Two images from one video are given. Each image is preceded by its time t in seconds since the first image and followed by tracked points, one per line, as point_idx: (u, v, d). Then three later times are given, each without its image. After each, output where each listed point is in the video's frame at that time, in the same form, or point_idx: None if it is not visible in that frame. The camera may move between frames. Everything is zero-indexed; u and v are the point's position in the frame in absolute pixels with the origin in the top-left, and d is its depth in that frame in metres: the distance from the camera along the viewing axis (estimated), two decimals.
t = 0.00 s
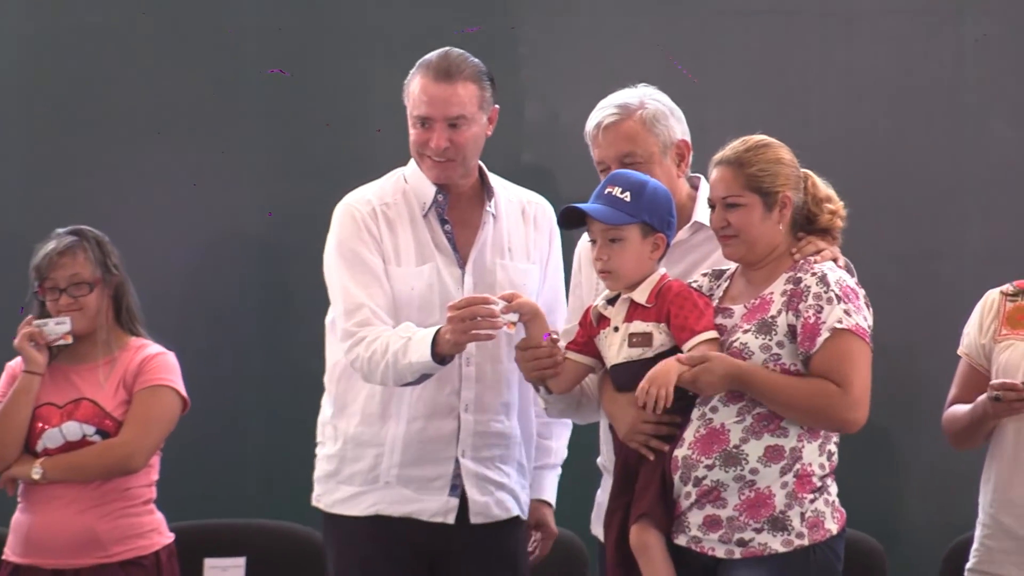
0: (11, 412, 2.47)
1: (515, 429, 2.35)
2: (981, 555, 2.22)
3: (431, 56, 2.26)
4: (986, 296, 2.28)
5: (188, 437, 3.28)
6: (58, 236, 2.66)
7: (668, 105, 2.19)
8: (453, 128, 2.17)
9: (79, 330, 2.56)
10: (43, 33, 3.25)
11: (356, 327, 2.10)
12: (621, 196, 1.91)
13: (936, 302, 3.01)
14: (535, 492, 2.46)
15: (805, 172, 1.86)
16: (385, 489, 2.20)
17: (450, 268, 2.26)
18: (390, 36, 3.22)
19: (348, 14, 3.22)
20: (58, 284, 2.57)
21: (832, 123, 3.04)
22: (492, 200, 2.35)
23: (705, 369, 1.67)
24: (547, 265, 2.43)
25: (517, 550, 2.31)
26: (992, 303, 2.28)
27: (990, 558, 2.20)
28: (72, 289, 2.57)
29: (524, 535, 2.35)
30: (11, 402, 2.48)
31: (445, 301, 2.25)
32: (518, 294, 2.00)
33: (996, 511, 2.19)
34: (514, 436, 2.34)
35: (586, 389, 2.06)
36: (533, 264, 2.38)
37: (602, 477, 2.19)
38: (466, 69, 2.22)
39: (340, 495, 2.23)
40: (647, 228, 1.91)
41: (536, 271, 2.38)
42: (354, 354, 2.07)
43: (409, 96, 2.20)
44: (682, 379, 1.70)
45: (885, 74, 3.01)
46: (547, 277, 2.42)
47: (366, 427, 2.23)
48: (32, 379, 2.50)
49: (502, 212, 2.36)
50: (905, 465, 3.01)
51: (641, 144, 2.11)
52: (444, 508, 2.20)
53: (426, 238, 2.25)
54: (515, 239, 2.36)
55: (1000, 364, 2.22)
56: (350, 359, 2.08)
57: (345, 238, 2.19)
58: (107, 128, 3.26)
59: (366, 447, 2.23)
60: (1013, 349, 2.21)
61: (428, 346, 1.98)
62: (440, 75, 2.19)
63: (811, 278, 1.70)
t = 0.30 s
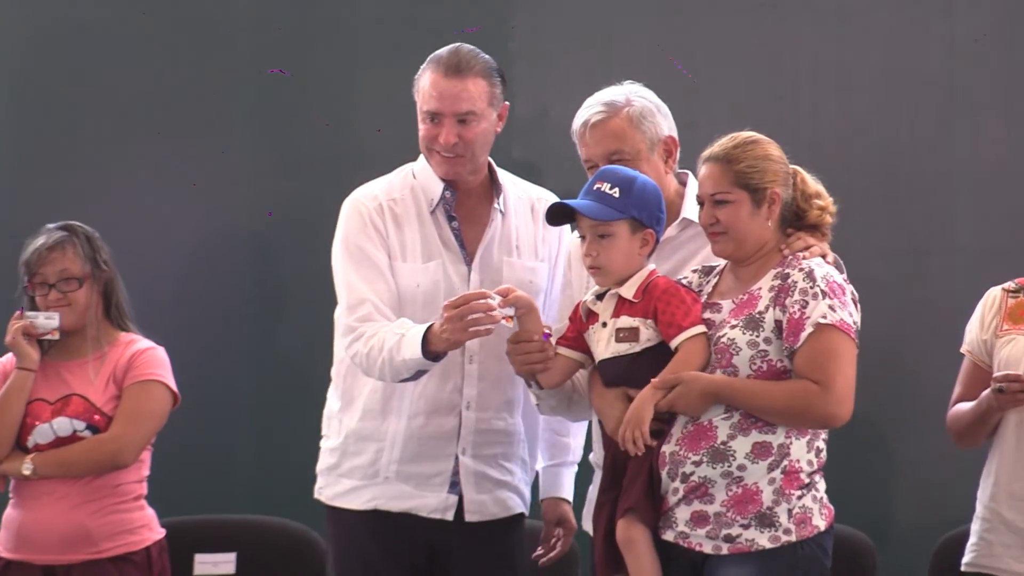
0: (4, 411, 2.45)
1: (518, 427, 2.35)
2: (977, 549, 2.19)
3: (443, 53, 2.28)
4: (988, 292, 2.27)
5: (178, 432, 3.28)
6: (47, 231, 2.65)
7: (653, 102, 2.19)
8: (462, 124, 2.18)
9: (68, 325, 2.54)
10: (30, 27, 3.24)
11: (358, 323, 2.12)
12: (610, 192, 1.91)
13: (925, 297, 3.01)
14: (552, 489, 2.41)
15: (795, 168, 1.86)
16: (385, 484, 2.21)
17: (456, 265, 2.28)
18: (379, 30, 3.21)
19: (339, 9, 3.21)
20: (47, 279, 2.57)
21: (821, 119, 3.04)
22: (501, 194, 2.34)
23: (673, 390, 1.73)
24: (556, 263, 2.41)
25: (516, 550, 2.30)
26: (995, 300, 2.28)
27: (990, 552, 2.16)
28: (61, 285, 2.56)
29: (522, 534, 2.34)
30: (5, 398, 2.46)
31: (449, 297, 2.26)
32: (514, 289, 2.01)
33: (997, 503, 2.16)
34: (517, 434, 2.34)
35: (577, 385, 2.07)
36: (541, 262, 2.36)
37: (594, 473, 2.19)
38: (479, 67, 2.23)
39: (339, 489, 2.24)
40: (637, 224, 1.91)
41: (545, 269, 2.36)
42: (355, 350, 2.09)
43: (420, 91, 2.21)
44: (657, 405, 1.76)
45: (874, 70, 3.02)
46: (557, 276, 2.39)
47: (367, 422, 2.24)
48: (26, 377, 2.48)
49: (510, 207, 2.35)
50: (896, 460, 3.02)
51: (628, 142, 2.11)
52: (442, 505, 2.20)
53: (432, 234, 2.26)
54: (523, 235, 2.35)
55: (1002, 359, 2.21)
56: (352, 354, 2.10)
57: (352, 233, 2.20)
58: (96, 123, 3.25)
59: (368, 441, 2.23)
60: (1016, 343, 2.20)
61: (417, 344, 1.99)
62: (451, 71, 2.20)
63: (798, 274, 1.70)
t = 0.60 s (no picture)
0: None
1: (513, 421, 2.35)
2: (977, 541, 2.18)
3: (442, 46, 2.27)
4: (977, 287, 2.27)
5: (164, 422, 3.26)
6: (33, 221, 2.63)
7: (643, 93, 2.18)
8: (458, 118, 2.17)
9: (53, 316, 2.53)
10: (14, 16, 3.22)
11: (350, 315, 2.11)
12: (598, 181, 1.90)
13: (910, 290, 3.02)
14: (540, 484, 2.41)
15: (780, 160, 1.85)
16: (376, 476, 2.20)
17: (450, 258, 2.26)
18: (365, 20, 3.19)
19: None
20: (33, 270, 2.55)
21: (808, 111, 3.03)
22: (496, 188, 2.34)
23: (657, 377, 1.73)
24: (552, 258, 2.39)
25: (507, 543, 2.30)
26: (984, 295, 2.28)
27: (991, 545, 2.15)
28: (47, 275, 2.55)
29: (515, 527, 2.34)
30: None
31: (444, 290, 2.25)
32: (499, 280, 1.99)
33: (991, 496, 2.16)
34: (512, 428, 2.34)
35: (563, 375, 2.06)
36: (537, 257, 2.35)
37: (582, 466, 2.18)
38: (476, 60, 2.22)
39: (330, 479, 2.24)
40: (624, 214, 1.90)
41: (541, 263, 2.35)
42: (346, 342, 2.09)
43: (417, 84, 2.20)
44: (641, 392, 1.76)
45: (863, 63, 3.01)
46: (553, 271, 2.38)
47: (360, 413, 2.23)
48: (15, 366, 2.47)
49: (506, 201, 2.35)
50: (881, 453, 3.02)
51: (617, 133, 2.10)
52: (433, 498, 2.20)
53: (428, 226, 2.25)
54: (518, 230, 2.34)
55: (992, 351, 2.21)
56: (343, 347, 2.09)
57: (347, 225, 2.20)
58: (81, 112, 3.23)
59: (360, 433, 2.23)
60: (1006, 336, 2.20)
61: (407, 339, 1.98)
62: (448, 64, 2.19)
63: (783, 266, 1.70)
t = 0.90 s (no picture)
0: None
1: (492, 416, 2.33)
2: (951, 536, 2.19)
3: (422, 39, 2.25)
4: (953, 281, 2.29)
5: (140, 417, 3.23)
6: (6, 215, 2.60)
7: (620, 87, 2.17)
8: (437, 111, 2.15)
9: (25, 311, 2.50)
10: None
11: (327, 311, 2.10)
12: (569, 175, 1.89)
13: (885, 285, 3.02)
14: (521, 481, 2.38)
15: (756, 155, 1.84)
16: (355, 471, 2.19)
17: (429, 253, 2.25)
18: (344, 12, 3.17)
19: None
20: (6, 264, 2.51)
21: (784, 106, 3.03)
22: (478, 181, 2.32)
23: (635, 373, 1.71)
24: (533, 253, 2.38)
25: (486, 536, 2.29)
26: (960, 288, 2.30)
27: (964, 539, 2.16)
28: (19, 270, 2.51)
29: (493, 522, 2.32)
30: None
31: (423, 285, 2.24)
32: (468, 275, 1.97)
33: (964, 489, 2.17)
34: (491, 423, 2.33)
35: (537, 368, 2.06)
36: (518, 252, 2.34)
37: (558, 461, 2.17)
38: (456, 53, 2.21)
39: (309, 474, 2.22)
40: (596, 208, 1.89)
41: (521, 258, 2.34)
42: (322, 338, 2.07)
43: (397, 77, 2.18)
44: (620, 388, 1.74)
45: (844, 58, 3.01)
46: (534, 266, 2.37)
47: (339, 408, 2.22)
48: None
49: (487, 196, 2.33)
50: (857, 447, 3.03)
51: (594, 125, 2.09)
52: (412, 493, 2.18)
53: (407, 221, 2.23)
54: (499, 224, 2.33)
55: (966, 345, 2.22)
56: (320, 343, 2.07)
57: (326, 219, 2.18)
58: (52, 105, 3.19)
59: (339, 427, 2.21)
60: (979, 329, 2.20)
61: (380, 339, 1.96)
62: (428, 57, 2.18)
63: (758, 261, 1.69)
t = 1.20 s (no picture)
0: None
1: (475, 414, 2.33)
2: (930, 534, 2.20)
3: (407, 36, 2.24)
4: (934, 278, 2.31)
5: (121, 414, 3.20)
6: None
7: (597, 86, 2.17)
8: (421, 108, 2.14)
9: (4, 311, 2.48)
10: None
11: (307, 310, 2.09)
12: (548, 174, 1.89)
13: (864, 282, 3.02)
14: (509, 481, 2.38)
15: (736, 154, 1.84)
16: (338, 468, 2.18)
17: (413, 251, 2.24)
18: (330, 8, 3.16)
19: None
20: None
21: (769, 104, 3.04)
22: (462, 179, 2.32)
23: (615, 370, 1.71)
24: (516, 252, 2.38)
25: (469, 533, 2.29)
26: (941, 286, 2.32)
27: (943, 537, 2.17)
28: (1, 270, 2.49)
29: (476, 521, 2.32)
30: None
31: (406, 282, 2.23)
32: (439, 274, 1.96)
33: (944, 487, 2.18)
34: (475, 421, 2.32)
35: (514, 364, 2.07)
36: (502, 250, 2.33)
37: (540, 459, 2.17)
38: (440, 51, 2.20)
39: (292, 472, 2.21)
40: (575, 206, 1.89)
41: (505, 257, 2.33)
42: (303, 337, 2.07)
43: (382, 74, 2.18)
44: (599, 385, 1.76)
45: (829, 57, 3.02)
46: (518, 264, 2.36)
47: (322, 406, 2.21)
48: None
49: (471, 195, 2.33)
50: (837, 445, 3.04)
51: (571, 124, 2.08)
52: (394, 491, 2.17)
53: (390, 219, 2.22)
54: (483, 223, 2.33)
55: (945, 343, 2.22)
56: (301, 341, 2.07)
57: (309, 217, 2.16)
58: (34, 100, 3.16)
59: (322, 425, 2.20)
60: (959, 327, 2.21)
61: (356, 342, 1.96)
62: (412, 54, 2.17)
63: (738, 260, 1.69)
